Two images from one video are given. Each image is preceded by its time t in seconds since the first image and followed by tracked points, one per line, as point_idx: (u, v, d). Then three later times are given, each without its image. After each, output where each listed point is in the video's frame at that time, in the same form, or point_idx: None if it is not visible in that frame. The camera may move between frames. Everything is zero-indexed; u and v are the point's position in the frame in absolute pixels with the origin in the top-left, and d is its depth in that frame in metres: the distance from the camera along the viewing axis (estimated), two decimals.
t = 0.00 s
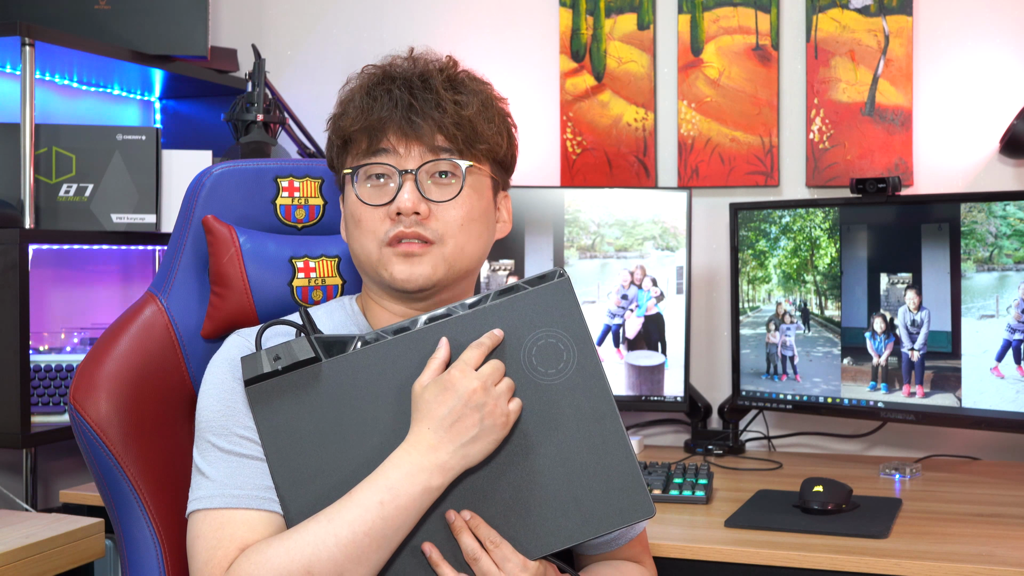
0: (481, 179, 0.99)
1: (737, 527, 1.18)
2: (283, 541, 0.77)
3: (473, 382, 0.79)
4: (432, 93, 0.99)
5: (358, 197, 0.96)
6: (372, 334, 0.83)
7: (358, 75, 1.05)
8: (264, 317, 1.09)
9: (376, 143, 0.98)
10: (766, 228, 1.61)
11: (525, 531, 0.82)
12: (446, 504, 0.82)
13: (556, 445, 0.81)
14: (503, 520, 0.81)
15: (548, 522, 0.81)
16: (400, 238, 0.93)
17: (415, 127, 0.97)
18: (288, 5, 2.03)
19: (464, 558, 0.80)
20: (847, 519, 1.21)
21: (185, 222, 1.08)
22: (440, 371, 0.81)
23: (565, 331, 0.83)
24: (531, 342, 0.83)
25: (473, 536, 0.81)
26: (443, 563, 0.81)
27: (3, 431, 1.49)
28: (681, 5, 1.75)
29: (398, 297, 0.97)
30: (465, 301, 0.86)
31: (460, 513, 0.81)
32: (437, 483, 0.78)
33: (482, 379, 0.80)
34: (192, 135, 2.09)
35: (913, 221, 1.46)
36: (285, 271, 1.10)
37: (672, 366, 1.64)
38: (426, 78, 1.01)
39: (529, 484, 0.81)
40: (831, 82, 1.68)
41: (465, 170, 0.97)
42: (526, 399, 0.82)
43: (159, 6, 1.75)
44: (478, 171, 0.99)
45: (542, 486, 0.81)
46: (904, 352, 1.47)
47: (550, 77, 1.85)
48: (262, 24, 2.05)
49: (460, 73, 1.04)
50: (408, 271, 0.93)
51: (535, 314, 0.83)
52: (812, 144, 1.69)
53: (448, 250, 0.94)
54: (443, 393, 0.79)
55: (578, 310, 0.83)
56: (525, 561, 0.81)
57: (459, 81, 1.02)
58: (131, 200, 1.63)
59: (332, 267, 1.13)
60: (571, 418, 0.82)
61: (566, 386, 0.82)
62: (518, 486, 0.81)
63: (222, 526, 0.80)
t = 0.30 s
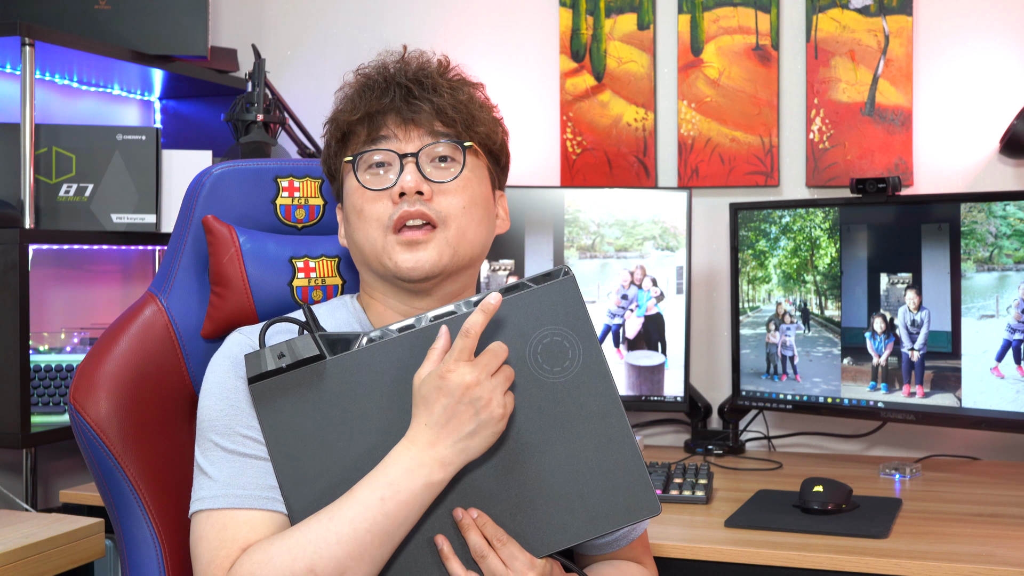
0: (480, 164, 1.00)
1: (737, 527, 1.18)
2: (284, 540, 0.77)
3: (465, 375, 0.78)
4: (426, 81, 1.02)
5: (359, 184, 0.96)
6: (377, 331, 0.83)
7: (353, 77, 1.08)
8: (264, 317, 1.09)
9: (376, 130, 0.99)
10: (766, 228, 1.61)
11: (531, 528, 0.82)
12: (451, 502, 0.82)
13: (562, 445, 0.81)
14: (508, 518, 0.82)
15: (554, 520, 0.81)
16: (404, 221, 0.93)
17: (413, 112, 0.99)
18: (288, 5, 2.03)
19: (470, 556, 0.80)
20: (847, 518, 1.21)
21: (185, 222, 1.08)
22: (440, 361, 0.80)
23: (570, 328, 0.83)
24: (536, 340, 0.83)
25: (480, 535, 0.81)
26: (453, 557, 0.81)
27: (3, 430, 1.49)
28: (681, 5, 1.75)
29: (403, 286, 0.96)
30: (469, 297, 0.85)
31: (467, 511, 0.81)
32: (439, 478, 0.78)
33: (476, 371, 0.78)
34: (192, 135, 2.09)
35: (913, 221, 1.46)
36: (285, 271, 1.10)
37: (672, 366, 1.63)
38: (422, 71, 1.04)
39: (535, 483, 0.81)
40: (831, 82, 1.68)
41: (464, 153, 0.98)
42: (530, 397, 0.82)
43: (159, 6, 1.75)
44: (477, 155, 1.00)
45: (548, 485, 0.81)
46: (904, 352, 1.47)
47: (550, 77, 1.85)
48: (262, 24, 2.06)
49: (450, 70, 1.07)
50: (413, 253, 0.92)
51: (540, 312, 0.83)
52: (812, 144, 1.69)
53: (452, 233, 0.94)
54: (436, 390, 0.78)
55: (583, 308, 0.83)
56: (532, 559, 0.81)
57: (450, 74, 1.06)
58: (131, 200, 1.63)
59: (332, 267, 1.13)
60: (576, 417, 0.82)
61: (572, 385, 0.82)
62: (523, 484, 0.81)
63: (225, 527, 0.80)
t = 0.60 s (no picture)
0: (476, 179, 0.98)
1: (738, 527, 1.18)
2: (289, 541, 0.77)
3: (481, 383, 0.79)
4: (416, 100, 0.97)
5: (356, 215, 0.95)
6: (382, 333, 0.83)
7: (339, 87, 1.03)
8: (264, 317, 1.09)
9: (366, 159, 0.97)
10: (766, 228, 1.61)
11: (533, 533, 0.82)
12: (453, 505, 0.82)
13: (565, 450, 0.81)
14: (510, 522, 0.81)
15: (555, 525, 0.81)
16: (405, 253, 0.93)
17: (404, 139, 0.96)
18: (288, 5, 2.03)
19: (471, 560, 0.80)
20: (848, 519, 1.21)
21: (185, 221, 1.08)
22: (451, 370, 0.81)
23: (575, 332, 0.83)
24: (541, 344, 0.83)
25: (481, 539, 0.81)
26: (454, 561, 0.81)
27: (3, 431, 1.49)
28: (681, 5, 1.75)
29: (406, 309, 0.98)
30: (474, 301, 0.86)
31: (469, 515, 0.81)
32: (445, 484, 0.78)
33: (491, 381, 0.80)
34: (191, 135, 2.09)
35: (913, 221, 1.46)
36: (285, 271, 1.10)
37: (672, 366, 1.63)
38: (408, 85, 0.99)
39: (537, 487, 0.81)
40: (832, 82, 1.68)
41: (460, 173, 0.97)
42: (535, 400, 0.82)
43: (159, 6, 1.74)
44: (473, 171, 0.98)
45: (550, 490, 0.81)
46: (904, 352, 1.47)
47: (551, 77, 1.85)
48: (262, 24, 2.05)
49: (441, 73, 1.02)
50: (416, 284, 0.94)
51: (545, 316, 0.83)
52: (812, 144, 1.69)
53: (454, 258, 0.94)
54: (450, 394, 0.79)
55: (588, 312, 0.83)
56: (533, 564, 0.81)
57: (441, 82, 1.00)
58: (131, 200, 1.63)
59: (332, 267, 1.12)
60: (581, 422, 0.82)
61: (576, 389, 0.82)
62: (526, 488, 0.81)
63: (227, 526, 0.80)
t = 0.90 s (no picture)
0: (469, 179, 0.98)
1: (737, 527, 1.18)
2: (283, 543, 0.77)
3: (476, 385, 0.79)
4: (406, 102, 0.97)
5: (349, 217, 0.95)
6: (378, 333, 0.83)
7: (331, 90, 1.03)
8: (264, 318, 1.09)
9: (358, 162, 0.97)
10: (766, 228, 1.61)
11: (530, 534, 0.81)
12: (448, 506, 0.82)
13: (560, 450, 0.81)
14: (506, 523, 0.81)
15: (552, 525, 0.81)
16: (398, 254, 0.93)
17: (395, 141, 0.96)
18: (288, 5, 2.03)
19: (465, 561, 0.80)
20: (847, 519, 1.21)
21: (185, 221, 1.08)
22: (446, 371, 0.81)
23: (571, 334, 0.83)
24: (537, 345, 0.83)
25: (475, 540, 0.80)
26: (452, 560, 0.81)
27: (3, 431, 1.49)
28: (681, 5, 1.75)
29: (399, 309, 0.98)
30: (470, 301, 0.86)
31: (462, 515, 0.81)
32: (440, 485, 0.78)
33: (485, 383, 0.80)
34: (192, 135, 2.09)
35: (913, 221, 1.46)
36: (285, 271, 1.10)
37: (672, 365, 1.63)
38: (398, 87, 0.99)
39: (533, 488, 0.81)
40: (831, 82, 1.68)
41: (452, 173, 0.96)
42: (530, 401, 0.82)
43: (158, 6, 1.74)
44: (465, 172, 0.98)
45: (546, 490, 0.81)
46: (904, 352, 1.47)
47: (550, 77, 1.85)
48: (262, 24, 2.05)
49: (432, 74, 1.02)
50: (409, 285, 0.94)
51: (541, 317, 0.83)
52: (812, 144, 1.69)
53: (447, 258, 0.95)
54: (446, 395, 0.79)
55: (584, 313, 0.83)
56: (529, 564, 0.81)
57: (432, 83, 1.00)
58: (131, 200, 1.63)
59: (332, 267, 1.12)
60: (576, 422, 0.82)
61: (572, 390, 0.82)
62: (521, 489, 0.81)
63: (223, 527, 0.80)
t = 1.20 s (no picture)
0: (467, 178, 0.98)
1: (737, 527, 1.18)
2: (282, 539, 0.77)
3: (475, 381, 0.79)
4: (404, 101, 0.98)
5: (347, 215, 0.95)
6: (377, 332, 0.83)
7: (330, 89, 1.04)
8: (264, 317, 1.09)
9: (356, 160, 0.97)
10: (766, 229, 1.61)
11: (528, 531, 0.81)
12: (447, 505, 0.82)
13: (559, 448, 0.81)
14: (505, 520, 0.81)
15: (550, 523, 0.81)
16: (396, 252, 0.93)
17: (393, 139, 0.96)
18: (287, 5, 2.03)
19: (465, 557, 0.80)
20: (847, 519, 1.21)
21: (185, 221, 1.08)
22: (445, 368, 0.81)
23: (569, 332, 0.83)
24: (535, 343, 0.83)
25: (474, 536, 0.80)
26: (453, 557, 0.81)
27: (3, 431, 1.49)
28: (681, 5, 1.75)
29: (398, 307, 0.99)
30: (468, 300, 0.86)
31: (462, 512, 0.81)
32: (439, 482, 0.78)
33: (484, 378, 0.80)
34: (192, 135, 2.09)
35: (913, 221, 1.46)
36: (285, 271, 1.10)
37: (672, 365, 1.63)
38: (396, 86, 0.99)
39: (531, 486, 0.81)
40: (831, 82, 1.68)
41: (449, 172, 0.96)
42: (528, 399, 0.82)
43: (158, 5, 1.74)
44: (463, 170, 0.98)
45: (545, 488, 0.81)
46: (904, 352, 1.47)
47: (550, 77, 1.85)
48: (262, 24, 2.05)
49: (430, 73, 1.02)
50: (408, 283, 0.94)
51: (539, 315, 0.83)
52: (812, 144, 1.69)
53: (445, 256, 0.95)
54: (445, 392, 0.79)
55: (582, 311, 0.83)
56: (528, 561, 0.81)
57: (430, 82, 1.00)
58: (131, 200, 1.63)
59: (332, 267, 1.12)
60: (574, 420, 0.82)
61: (570, 388, 0.82)
62: (519, 486, 0.81)
63: (222, 523, 0.80)
